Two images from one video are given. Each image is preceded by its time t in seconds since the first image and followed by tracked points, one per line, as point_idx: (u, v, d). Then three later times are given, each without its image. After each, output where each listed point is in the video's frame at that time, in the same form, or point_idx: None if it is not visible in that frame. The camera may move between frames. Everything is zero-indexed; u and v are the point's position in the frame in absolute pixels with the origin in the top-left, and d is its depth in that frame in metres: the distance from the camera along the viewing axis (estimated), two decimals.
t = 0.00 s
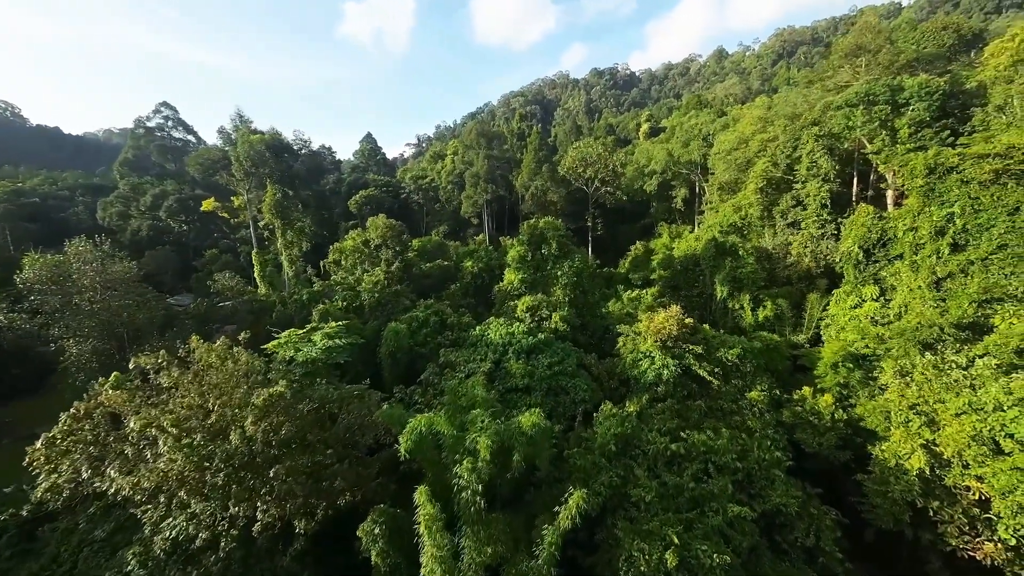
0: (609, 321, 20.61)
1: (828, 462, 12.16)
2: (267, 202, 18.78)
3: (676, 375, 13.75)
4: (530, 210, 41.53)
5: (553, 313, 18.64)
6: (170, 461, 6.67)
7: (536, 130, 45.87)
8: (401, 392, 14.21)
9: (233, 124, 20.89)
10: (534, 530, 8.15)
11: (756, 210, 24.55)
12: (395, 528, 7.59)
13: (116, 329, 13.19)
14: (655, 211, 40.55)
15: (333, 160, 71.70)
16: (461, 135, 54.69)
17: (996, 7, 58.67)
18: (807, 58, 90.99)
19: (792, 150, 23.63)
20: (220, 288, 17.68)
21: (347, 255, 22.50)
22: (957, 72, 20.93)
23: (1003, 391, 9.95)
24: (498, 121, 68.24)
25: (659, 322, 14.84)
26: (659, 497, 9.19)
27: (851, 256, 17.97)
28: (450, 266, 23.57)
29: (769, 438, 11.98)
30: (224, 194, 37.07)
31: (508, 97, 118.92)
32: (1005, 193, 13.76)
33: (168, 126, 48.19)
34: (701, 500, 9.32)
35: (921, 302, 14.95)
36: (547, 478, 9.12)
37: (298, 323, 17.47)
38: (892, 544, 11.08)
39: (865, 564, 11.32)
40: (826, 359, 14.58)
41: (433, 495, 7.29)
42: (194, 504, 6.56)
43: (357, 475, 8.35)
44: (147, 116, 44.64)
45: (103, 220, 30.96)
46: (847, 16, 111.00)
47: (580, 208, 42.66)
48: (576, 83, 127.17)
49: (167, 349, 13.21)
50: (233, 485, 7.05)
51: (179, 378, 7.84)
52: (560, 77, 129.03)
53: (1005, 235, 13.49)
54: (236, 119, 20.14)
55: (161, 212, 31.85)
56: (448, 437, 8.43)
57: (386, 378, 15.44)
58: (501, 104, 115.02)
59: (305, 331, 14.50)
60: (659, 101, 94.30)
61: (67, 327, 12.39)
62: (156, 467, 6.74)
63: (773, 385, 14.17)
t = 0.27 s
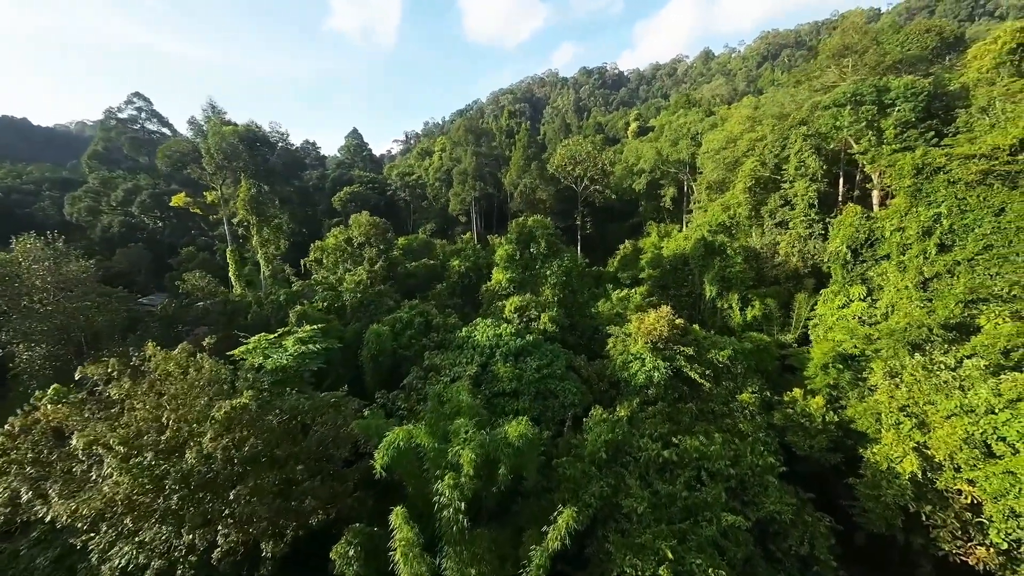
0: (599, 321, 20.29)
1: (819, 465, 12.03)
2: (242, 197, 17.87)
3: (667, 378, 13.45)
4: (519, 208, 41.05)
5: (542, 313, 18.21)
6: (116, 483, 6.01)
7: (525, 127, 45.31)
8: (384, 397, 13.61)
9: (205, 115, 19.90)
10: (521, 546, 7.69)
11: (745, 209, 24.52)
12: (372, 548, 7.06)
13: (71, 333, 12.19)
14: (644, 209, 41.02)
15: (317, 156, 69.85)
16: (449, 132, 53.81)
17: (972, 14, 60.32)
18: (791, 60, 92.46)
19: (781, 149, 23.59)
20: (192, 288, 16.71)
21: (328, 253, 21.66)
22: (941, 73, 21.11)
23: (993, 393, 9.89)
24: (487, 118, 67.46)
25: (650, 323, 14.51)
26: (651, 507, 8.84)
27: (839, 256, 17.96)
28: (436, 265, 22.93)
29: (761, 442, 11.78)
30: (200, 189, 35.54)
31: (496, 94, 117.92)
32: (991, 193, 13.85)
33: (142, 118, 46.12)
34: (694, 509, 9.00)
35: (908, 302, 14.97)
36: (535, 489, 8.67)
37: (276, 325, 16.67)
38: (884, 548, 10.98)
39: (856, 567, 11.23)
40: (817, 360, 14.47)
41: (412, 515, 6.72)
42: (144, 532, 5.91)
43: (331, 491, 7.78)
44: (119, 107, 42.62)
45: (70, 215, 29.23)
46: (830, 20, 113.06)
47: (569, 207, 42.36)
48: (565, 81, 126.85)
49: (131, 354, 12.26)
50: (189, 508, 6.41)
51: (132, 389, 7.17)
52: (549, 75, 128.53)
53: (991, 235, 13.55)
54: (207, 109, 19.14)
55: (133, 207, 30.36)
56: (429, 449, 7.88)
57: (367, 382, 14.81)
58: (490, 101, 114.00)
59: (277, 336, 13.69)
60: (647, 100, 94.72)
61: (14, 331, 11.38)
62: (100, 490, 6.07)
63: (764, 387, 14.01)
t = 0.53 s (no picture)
0: (589, 323, 19.96)
1: (812, 469, 11.84)
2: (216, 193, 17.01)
3: (659, 381, 13.12)
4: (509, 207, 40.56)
5: (532, 314, 17.78)
6: (51, 512, 5.33)
7: (515, 125, 44.79)
8: (366, 403, 12.99)
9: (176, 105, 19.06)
10: (509, 566, 7.21)
11: (735, 209, 24.45)
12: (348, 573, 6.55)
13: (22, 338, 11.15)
14: (634, 209, 41.05)
15: (302, 152, 68.25)
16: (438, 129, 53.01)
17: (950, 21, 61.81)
18: (777, 63, 93.78)
19: (771, 149, 23.52)
20: (161, 289, 15.75)
21: (310, 253, 20.88)
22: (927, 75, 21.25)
23: (987, 396, 9.77)
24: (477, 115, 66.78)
25: (642, 325, 14.18)
26: (645, 519, 8.44)
27: (829, 256, 17.91)
28: (423, 264, 22.31)
29: (754, 446, 11.54)
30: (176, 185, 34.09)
31: (487, 92, 117.09)
32: (980, 194, 13.85)
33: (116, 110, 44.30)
34: (690, 521, 8.62)
35: (898, 303, 14.96)
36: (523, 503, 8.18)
37: (253, 327, 15.89)
38: (878, 554, 10.80)
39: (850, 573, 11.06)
40: (809, 362, 14.34)
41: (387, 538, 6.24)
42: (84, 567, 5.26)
43: (304, 510, 7.23)
44: (91, 99, 40.82)
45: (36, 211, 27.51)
46: (814, 24, 114.99)
47: (559, 206, 42.05)
48: (555, 80, 126.58)
49: (93, 360, 11.34)
50: (139, 537, 5.76)
51: (78, 403, 6.50)
52: (539, 74, 128.12)
53: (980, 237, 13.55)
54: (178, 99, 18.28)
55: (105, 203, 28.94)
56: (410, 464, 7.34)
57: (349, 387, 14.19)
58: (480, 99, 113.00)
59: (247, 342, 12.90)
60: (636, 101, 95.02)
61: None
62: (33, 521, 5.36)
63: (757, 390, 13.79)
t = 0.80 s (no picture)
0: (581, 324, 19.59)
1: (807, 475, 11.60)
2: (187, 189, 16.14)
3: (652, 386, 12.77)
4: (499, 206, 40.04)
5: (522, 316, 17.30)
6: None
7: (505, 123, 44.24)
8: (347, 411, 12.36)
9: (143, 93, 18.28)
10: None
11: (725, 210, 24.32)
12: None
13: None
14: (624, 209, 40.93)
15: (287, 149, 66.64)
16: (427, 126, 52.16)
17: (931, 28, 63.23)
18: (762, 67, 95.09)
19: (762, 150, 23.40)
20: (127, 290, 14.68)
21: (291, 252, 20.02)
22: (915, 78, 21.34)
23: (983, 401, 9.64)
24: (467, 113, 66.05)
25: (634, 328, 13.81)
26: (640, 535, 8.03)
27: (820, 257, 17.83)
28: (410, 265, 21.66)
29: (748, 452, 11.29)
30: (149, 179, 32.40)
31: (477, 91, 116.16)
32: (971, 196, 13.80)
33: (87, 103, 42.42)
34: (686, 535, 8.22)
35: (889, 305, 14.90)
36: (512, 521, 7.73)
37: (228, 330, 15.10)
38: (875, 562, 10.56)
39: None
40: (802, 365, 14.16)
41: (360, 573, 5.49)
42: None
43: (273, 536, 6.62)
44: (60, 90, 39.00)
45: None
46: (800, 28, 116.87)
47: (549, 205, 41.67)
48: (545, 79, 126.24)
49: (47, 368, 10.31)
50: None
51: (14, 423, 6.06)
52: (529, 73, 127.64)
53: (970, 239, 13.52)
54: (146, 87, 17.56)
55: (77, 199, 27.48)
56: (389, 483, 6.76)
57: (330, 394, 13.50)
58: (470, 97, 112.04)
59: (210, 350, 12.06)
60: (626, 102, 95.35)
61: None
62: None
63: (750, 394, 13.54)
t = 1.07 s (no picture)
0: (572, 327, 19.18)
1: (804, 483, 11.32)
2: (155, 185, 15.21)
3: (646, 392, 12.35)
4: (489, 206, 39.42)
5: (512, 319, 16.78)
6: None
7: (495, 121, 43.61)
8: (326, 420, 11.67)
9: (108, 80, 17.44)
10: None
11: (717, 211, 24.11)
12: None
13: None
14: (615, 209, 40.81)
15: (272, 145, 64.90)
16: (417, 124, 51.20)
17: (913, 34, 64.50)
18: (750, 70, 96.22)
19: (754, 151, 23.21)
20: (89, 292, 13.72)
21: (268, 250, 19.08)
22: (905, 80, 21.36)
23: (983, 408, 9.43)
24: (457, 111, 65.22)
25: (627, 332, 13.37)
26: (636, 556, 7.55)
27: (813, 259, 17.66)
28: (397, 265, 20.96)
29: (745, 461, 10.95)
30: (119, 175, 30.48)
31: (467, 89, 115.13)
32: (964, 199, 13.71)
33: (57, 94, 40.51)
34: (685, 554, 7.77)
35: (883, 308, 14.77)
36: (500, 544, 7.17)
37: (200, 335, 14.25)
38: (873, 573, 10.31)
39: None
40: (797, 369, 13.91)
41: None
42: None
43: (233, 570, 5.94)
44: (27, 80, 37.11)
45: None
46: (786, 33, 118.72)
47: (540, 205, 41.22)
48: (536, 79, 125.89)
49: None
50: None
51: None
52: (520, 72, 127.09)
53: (964, 241, 13.42)
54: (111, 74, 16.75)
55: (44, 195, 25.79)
56: (364, 509, 6.15)
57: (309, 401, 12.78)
58: (460, 96, 110.94)
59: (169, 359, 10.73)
60: (616, 102, 95.51)
61: None
62: None
63: (745, 399, 13.22)
